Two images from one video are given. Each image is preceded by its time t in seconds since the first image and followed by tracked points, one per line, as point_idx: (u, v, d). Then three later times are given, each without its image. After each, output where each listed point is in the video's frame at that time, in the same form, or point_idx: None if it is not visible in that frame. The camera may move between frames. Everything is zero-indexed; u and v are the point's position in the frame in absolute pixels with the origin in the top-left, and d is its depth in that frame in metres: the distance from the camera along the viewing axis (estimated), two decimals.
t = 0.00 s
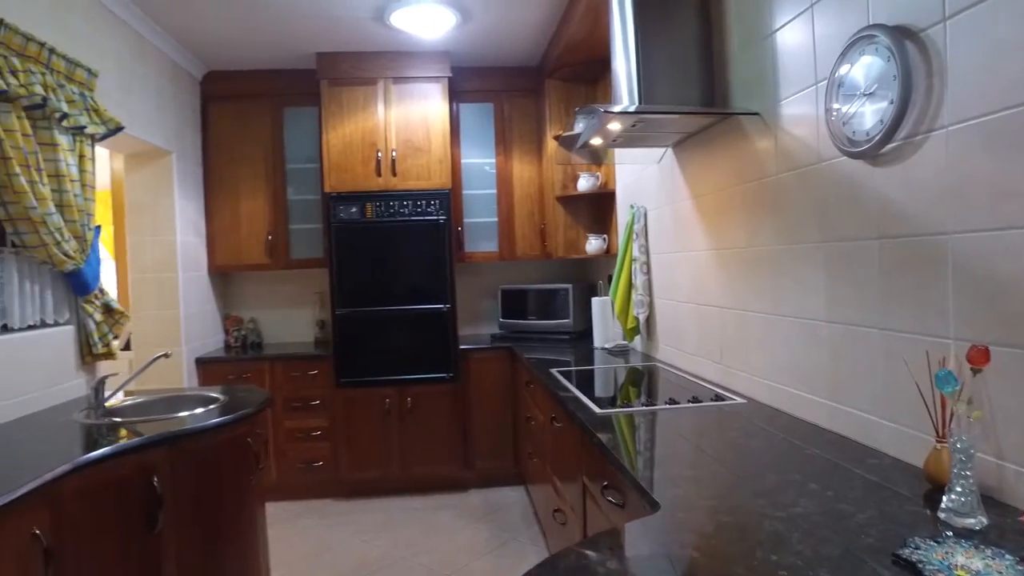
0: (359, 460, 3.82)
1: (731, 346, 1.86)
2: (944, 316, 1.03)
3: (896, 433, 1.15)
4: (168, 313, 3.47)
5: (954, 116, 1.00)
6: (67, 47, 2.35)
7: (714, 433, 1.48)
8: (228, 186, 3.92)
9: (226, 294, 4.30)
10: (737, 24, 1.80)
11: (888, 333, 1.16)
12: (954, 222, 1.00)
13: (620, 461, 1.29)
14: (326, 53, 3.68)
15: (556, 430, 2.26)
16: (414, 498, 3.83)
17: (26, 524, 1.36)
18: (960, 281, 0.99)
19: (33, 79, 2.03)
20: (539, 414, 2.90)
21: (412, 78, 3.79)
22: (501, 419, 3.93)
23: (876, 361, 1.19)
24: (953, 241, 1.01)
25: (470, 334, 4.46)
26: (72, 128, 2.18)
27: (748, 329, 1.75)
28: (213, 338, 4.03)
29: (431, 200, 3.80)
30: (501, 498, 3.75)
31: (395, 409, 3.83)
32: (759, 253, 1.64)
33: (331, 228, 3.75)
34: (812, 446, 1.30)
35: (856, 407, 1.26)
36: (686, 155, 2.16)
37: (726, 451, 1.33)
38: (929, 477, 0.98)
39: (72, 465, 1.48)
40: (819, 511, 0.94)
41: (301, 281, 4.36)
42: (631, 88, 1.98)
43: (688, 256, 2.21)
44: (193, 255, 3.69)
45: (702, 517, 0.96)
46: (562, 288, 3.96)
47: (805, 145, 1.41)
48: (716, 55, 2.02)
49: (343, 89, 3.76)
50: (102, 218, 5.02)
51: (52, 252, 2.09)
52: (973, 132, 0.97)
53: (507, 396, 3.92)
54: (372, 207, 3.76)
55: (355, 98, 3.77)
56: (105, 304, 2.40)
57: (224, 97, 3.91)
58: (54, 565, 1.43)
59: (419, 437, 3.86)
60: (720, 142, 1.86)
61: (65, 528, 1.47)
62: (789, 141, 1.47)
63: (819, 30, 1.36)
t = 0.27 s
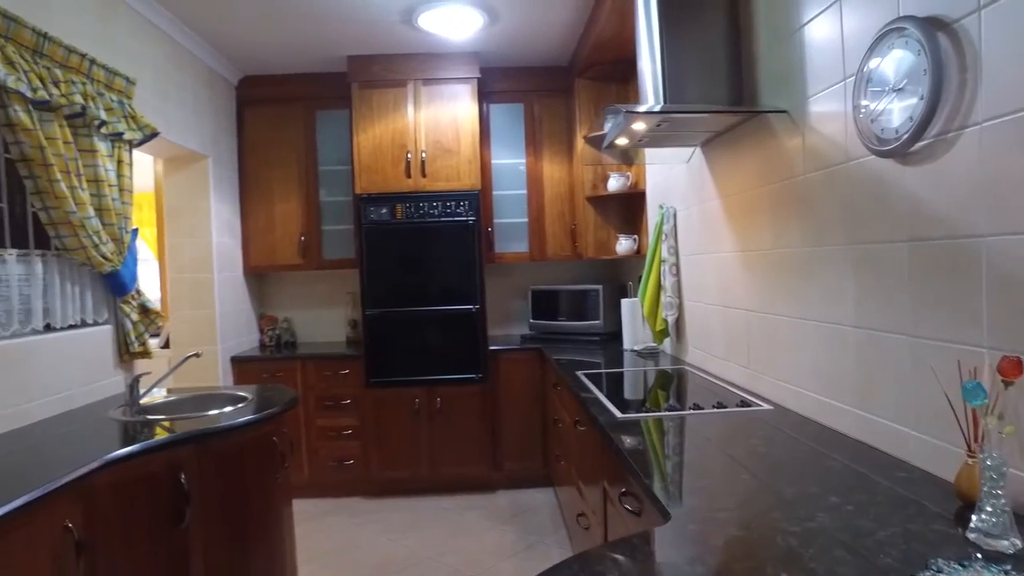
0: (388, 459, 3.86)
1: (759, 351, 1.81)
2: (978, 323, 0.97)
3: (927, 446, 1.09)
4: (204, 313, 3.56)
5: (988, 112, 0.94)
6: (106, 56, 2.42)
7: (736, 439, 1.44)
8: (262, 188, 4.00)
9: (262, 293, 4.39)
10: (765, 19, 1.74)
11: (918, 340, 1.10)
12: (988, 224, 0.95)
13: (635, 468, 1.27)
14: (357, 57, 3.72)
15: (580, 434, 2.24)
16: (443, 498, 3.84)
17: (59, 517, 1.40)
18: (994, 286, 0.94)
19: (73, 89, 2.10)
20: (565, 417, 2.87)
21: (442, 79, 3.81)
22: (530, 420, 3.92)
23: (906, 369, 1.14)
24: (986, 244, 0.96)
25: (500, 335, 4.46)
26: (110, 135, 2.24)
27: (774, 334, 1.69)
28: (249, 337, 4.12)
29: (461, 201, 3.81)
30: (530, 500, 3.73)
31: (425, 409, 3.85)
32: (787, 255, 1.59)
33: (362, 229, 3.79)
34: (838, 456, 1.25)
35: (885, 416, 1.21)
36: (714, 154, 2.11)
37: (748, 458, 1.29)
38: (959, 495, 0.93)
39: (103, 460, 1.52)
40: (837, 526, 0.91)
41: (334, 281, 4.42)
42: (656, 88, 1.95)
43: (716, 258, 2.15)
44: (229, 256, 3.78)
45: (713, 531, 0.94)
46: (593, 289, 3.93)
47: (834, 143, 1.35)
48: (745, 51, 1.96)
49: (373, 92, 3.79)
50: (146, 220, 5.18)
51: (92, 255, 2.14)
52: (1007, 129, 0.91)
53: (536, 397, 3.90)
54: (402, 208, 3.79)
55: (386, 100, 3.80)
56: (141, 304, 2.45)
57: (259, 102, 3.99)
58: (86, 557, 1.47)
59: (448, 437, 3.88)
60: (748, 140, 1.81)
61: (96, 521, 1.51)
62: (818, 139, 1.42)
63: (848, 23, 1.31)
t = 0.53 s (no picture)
0: (417, 458, 3.88)
1: (787, 354, 1.76)
2: (1010, 329, 0.92)
3: (957, 457, 1.04)
4: (238, 312, 3.64)
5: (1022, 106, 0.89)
6: (142, 63, 2.49)
7: (760, 446, 1.40)
8: (295, 190, 4.08)
9: (295, 293, 4.48)
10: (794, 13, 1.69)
11: (948, 345, 1.06)
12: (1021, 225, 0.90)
13: (652, 475, 1.24)
14: (387, 58, 3.76)
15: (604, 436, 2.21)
16: (470, 497, 3.85)
17: (89, 508, 1.45)
18: None
19: (111, 97, 2.15)
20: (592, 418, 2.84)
21: (470, 80, 3.81)
22: (559, 421, 3.89)
23: (936, 376, 1.09)
24: (1020, 246, 0.90)
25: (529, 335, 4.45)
26: (145, 140, 2.31)
27: (802, 337, 1.64)
28: (282, 336, 4.20)
29: (489, 201, 3.81)
30: (557, 501, 3.70)
31: (453, 408, 3.87)
32: (815, 256, 1.54)
33: (391, 230, 3.82)
34: (865, 465, 1.20)
35: (915, 425, 1.16)
36: (742, 153, 2.06)
37: (770, 466, 1.25)
38: (990, 510, 0.88)
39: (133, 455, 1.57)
40: (855, 541, 0.87)
41: (365, 281, 4.47)
42: (682, 85, 1.90)
43: (744, 258, 2.10)
44: (262, 256, 3.86)
45: (724, 541, 0.92)
46: (622, 290, 3.89)
47: (863, 140, 1.31)
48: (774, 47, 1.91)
49: (403, 93, 3.83)
50: (187, 221, 5.33)
51: (128, 256, 2.20)
52: None
53: (564, 398, 3.88)
54: (432, 209, 3.81)
55: (415, 101, 3.82)
56: (175, 304, 2.53)
57: (293, 104, 4.06)
58: (116, 548, 1.52)
59: (476, 437, 3.88)
60: (776, 138, 1.76)
61: (125, 514, 1.56)
62: (846, 136, 1.37)
63: (878, 15, 1.26)
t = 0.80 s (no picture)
0: (442, 457, 3.91)
1: (811, 358, 1.72)
2: None
3: (984, 468, 1.00)
4: (267, 312, 3.71)
5: None
6: (173, 69, 2.55)
7: (781, 452, 1.37)
8: (323, 191, 4.14)
9: (324, 293, 4.54)
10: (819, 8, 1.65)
11: (975, 351, 1.02)
12: None
13: (666, 481, 1.22)
14: (412, 61, 3.79)
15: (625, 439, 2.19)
16: (495, 497, 3.86)
17: (117, 503, 1.49)
18: None
19: (142, 103, 2.21)
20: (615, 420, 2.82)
21: (496, 81, 3.82)
22: (584, 422, 3.87)
23: (962, 383, 1.05)
24: None
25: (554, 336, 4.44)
26: (175, 144, 2.36)
27: (827, 341, 1.60)
28: (311, 335, 4.27)
29: (514, 202, 3.81)
30: (581, 503, 3.68)
31: (478, 408, 3.88)
32: (839, 258, 1.50)
33: (416, 230, 3.85)
34: (888, 474, 1.17)
35: (941, 434, 1.11)
36: (766, 152, 2.02)
37: (789, 473, 1.22)
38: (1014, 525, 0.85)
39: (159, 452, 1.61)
40: (869, 555, 0.85)
41: (392, 281, 4.52)
42: (704, 84, 1.88)
43: (769, 260, 2.06)
44: (291, 257, 3.93)
45: (733, 550, 0.90)
46: (647, 290, 3.85)
47: (888, 139, 1.27)
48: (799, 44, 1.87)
49: (428, 95, 3.85)
50: (220, 222, 5.43)
51: (158, 258, 2.26)
52: None
53: (589, 399, 3.86)
54: (457, 210, 3.82)
55: (440, 102, 3.85)
56: (204, 304, 2.58)
57: (321, 107, 4.12)
58: (142, 542, 1.56)
59: (500, 437, 3.88)
60: (801, 137, 1.72)
61: (151, 509, 1.60)
62: (871, 134, 1.33)
63: (904, 10, 1.22)
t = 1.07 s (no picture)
0: (467, 458, 3.92)
1: (837, 364, 1.67)
2: None
3: (1012, 482, 0.96)
4: (295, 312, 3.77)
5: None
6: (203, 75, 2.61)
7: (802, 459, 1.34)
8: (350, 193, 4.19)
9: (352, 294, 4.60)
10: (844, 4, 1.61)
11: (1002, 360, 0.97)
12: None
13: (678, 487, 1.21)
14: (438, 63, 3.81)
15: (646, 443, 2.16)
16: (519, 499, 3.86)
17: (143, 500, 1.53)
18: None
19: (172, 109, 2.27)
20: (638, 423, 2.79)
21: (521, 81, 3.81)
22: (609, 424, 3.85)
23: (989, 393, 1.01)
24: None
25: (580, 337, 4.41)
26: (204, 148, 2.42)
27: (852, 346, 1.56)
28: (339, 335, 4.33)
29: (539, 203, 3.80)
30: (606, 506, 3.66)
31: (503, 409, 3.88)
32: (865, 261, 1.45)
33: (442, 231, 3.87)
34: (912, 486, 1.13)
35: (968, 445, 1.07)
36: (792, 152, 1.98)
37: (808, 482, 1.19)
38: None
39: (185, 450, 1.65)
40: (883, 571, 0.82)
41: (418, 282, 4.55)
42: (727, 84, 1.85)
43: (795, 262, 2.01)
44: (319, 258, 3.99)
45: (742, 563, 0.88)
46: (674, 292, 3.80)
47: (914, 138, 1.22)
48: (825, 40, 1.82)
49: (453, 96, 3.87)
50: (253, 224, 5.60)
51: (187, 260, 2.31)
52: None
53: (614, 402, 3.83)
54: (482, 211, 3.83)
55: (465, 104, 3.86)
56: (232, 305, 2.64)
57: (349, 110, 4.18)
58: (166, 538, 1.60)
59: (525, 439, 3.88)
60: (826, 136, 1.68)
61: (176, 505, 1.64)
62: (897, 133, 1.29)
63: (929, 4, 1.18)
